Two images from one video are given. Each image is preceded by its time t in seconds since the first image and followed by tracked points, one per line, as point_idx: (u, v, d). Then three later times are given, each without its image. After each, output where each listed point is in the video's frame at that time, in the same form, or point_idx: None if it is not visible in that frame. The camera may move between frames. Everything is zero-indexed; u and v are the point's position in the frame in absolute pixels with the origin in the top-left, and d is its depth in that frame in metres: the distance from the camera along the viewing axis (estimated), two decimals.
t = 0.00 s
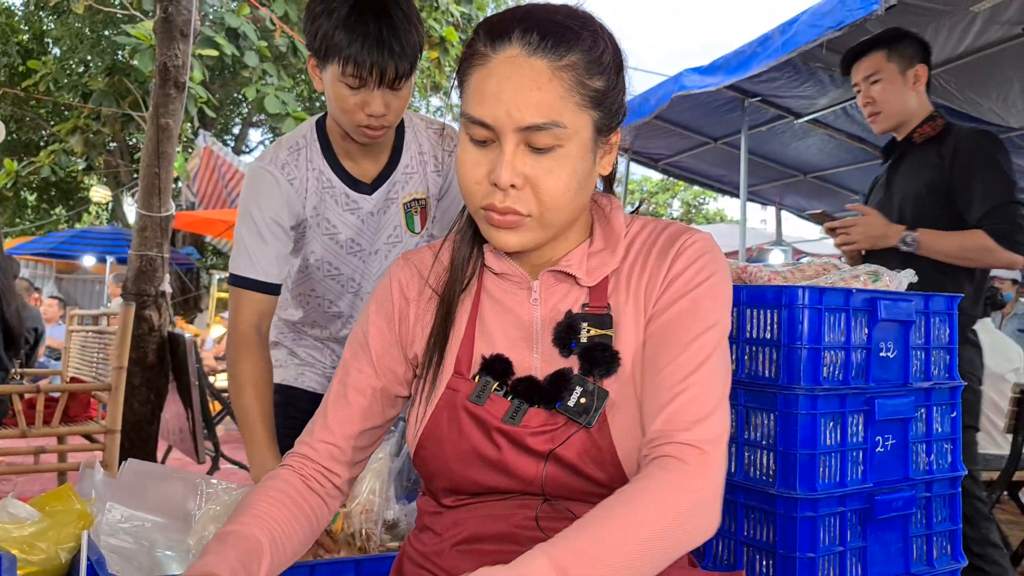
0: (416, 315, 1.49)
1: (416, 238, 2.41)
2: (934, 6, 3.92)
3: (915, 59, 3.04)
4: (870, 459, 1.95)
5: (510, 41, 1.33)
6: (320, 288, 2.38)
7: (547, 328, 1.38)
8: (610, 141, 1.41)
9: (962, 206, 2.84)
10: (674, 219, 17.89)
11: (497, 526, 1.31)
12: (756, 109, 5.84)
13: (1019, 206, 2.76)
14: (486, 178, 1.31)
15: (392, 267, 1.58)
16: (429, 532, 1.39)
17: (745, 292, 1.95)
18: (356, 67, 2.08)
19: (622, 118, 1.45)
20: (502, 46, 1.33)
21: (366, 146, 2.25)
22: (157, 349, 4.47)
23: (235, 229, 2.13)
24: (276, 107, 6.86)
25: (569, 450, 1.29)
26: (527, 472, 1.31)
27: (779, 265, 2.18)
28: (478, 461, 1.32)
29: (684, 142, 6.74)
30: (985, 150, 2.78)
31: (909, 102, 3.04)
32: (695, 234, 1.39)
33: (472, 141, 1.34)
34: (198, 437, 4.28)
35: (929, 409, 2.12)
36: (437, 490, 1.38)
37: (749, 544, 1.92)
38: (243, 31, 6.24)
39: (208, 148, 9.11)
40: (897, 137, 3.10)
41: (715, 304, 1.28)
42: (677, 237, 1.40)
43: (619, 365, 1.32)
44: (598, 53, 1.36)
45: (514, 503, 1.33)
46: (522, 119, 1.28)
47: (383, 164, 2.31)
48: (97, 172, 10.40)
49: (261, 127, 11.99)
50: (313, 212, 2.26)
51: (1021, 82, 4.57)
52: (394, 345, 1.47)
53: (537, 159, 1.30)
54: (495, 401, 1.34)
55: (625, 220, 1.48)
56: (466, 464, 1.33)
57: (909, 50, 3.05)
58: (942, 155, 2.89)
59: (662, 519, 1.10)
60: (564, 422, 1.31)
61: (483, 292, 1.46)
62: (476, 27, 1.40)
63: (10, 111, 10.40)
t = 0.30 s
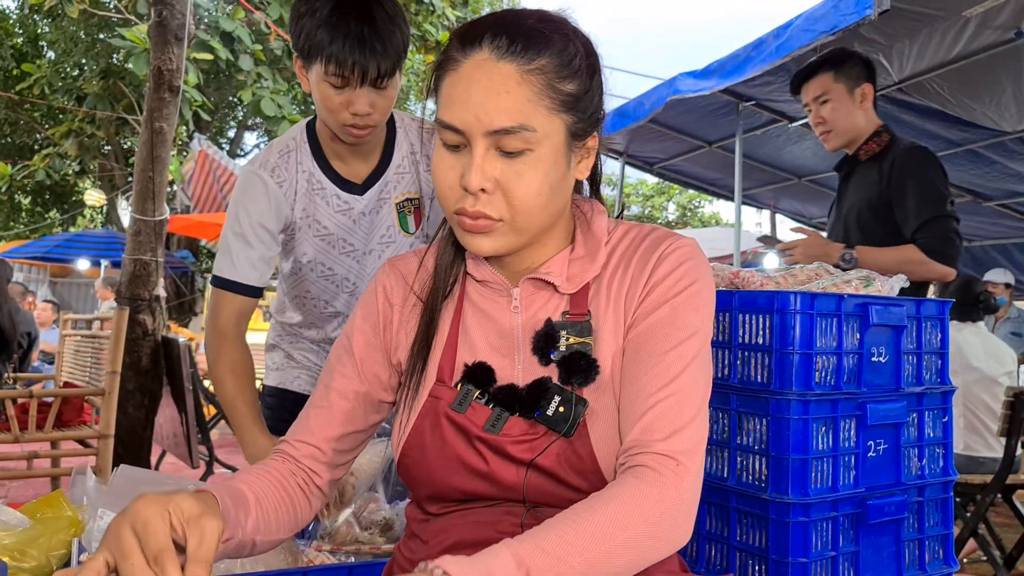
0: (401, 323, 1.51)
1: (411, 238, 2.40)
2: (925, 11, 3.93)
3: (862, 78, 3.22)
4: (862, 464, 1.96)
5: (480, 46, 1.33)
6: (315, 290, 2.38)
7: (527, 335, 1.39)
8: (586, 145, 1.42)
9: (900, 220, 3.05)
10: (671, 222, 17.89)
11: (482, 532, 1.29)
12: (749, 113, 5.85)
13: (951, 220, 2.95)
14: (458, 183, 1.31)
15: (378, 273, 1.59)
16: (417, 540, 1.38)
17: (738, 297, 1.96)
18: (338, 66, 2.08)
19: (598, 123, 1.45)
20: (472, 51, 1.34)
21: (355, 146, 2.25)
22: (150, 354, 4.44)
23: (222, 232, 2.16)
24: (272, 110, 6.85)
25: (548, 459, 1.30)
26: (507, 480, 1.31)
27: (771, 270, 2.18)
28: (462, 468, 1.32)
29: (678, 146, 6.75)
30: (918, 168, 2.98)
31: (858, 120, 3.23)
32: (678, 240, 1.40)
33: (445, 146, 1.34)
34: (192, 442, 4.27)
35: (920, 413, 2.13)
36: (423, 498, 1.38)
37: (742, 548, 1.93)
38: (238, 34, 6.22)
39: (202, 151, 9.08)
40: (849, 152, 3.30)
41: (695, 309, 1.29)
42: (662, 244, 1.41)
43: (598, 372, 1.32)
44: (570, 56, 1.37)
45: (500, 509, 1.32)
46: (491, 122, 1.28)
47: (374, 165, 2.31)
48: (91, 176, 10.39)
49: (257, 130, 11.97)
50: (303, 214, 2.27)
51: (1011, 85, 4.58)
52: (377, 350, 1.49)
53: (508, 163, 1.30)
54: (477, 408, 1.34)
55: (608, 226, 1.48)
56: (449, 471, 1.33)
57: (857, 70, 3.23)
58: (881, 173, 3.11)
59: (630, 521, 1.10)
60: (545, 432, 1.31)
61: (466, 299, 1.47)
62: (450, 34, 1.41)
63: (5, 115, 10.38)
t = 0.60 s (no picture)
0: (397, 326, 1.51)
1: (413, 232, 2.34)
2: (923, 14, 3.93)
3: (831, 86, 3.25)
4: (861, 466, 1.96)
5: (467, 49, 1.34)
6: (315, 281, 2.37)
7: (526, 339, 1.39)
8: (578, 146, 1.42)
9: (877, 224, 3.03)
10: (669, 225, 17.89)
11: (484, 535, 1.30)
12: (747, 115, 5.86)
13: (926, 222, 2.93)
14: (447, 187, 1.32)
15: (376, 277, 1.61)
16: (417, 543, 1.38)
17: (737, 299, 1.96)
18: (336, 50, 2.10)
19: (591, 124, 1.45)
20: (458, 56, 1.34)
21: (357, 134, 2.28)
22: (149, 358, 4.48)
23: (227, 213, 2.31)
24: (271, 114, 6.84)
25: (548, 463, 1.30)
26: (509, 483, 1.31)
27: (769, 272, 2.18)
28: (461, 472, 1.32)
29: (676, 149, 6.76)
30: (889, 172, 2.97)
31: (829, 127, 3.25)
32: (678, 244, 1.41)
33: (436, 150, 1.34)
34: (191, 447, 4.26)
35: (920, 415, 2.13)
36: (422, 501, 1.38)
37: (741, 551, 1.93)
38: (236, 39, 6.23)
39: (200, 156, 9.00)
40: (821, 158, 3.31)
41: (700, 314, 1.28)
42: (661, 247, 1.41)
43: (597, 378, 1.32)
44: (559, 55, 1.37)
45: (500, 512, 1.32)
46: (478, 125, 1.28)
47: (376, 154, 2.33)
48: (89, 181, 10.38)
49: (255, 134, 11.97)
50: (301, 199, 2.30)
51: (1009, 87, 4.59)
52: (373, 353, 1.50)
53: (496, 165, 1.30)
54: (476, 412, 1.34)
55: (605, 230, 1.49)
56: (448, 474, 1.33)
57: (825, 78, 3.25)
58: (855, 179, 3.11)
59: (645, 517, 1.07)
60: (543, 436, 1.31)
61: (464, 303, 1.48)
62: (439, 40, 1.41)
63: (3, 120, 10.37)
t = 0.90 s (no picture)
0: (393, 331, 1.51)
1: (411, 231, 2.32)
2: (921, 13, 3.89)
3: (816, 87, 3.24)
4: (862, 466, 1.96)
5: (458, 43, 1.36)
6: (317, 277, 2.36)
7: (528, 342, 1.40)
8: (565, 148, 1.39)
9: (861, 226, 3.03)
10: (668, 226, 17.89)
11: (487, 536, 1.30)
12: (746, 116, 5.86)
13: (909, 222, 2.92)
14: (424, 174, 1.32)
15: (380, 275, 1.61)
16: (419, 544, 1.38)
17: (737, 299, 1.96)
18: (334, 43, 2.10)
19: (581, 127, 1.44)
20: (448, 49, 1.36)
21: (358, 130, 2.28)
22: (149, 360, 4.47)
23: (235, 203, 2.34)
24: (270, 116, 6.85)
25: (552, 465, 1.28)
26: (511, 484, 1.30)
27: (769, 272, 2.17)
28: (465, 473, 1.31)
29: (676, 149, 6.76)
30: (872, 173, 2.97)
31: (814, 128, 3.24)
32: (685, 246, 1.40)
33: (421, 139, 1.34)
34: (192, 448, 4.25)
35: (920, 414, 2.13)
36: (425, 503, 1.38)
37: (743, 551, 1.92)
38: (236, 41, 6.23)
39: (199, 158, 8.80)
40: (806, 159, 3.30)
41: (709, 317, 1.28)
42: (667, 248, 1.40)
43: (601, 378, 1.33)
44: (550, 53, 1.37)
45: (502, 513, 1.31)
46: (456, 113, 1.29)
47: (377, 152, 2.33)
48: (88, 184, 10.40)
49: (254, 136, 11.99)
50: (302, 193, 2.31)
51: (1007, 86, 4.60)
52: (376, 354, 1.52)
53: (474, 154, 1.30)
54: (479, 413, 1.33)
55: (607, 231, 1.49)
56: (451, 476, 1.32)
57: (811, 78, 3.24)
58: (838, 180, 3.11)
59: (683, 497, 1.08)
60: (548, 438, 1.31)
61: (466, 303, 1.49)
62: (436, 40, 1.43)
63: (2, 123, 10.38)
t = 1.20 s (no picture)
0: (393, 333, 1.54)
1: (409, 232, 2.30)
2: (919, 13, 3.89)
3: (801, 84, 3.26)
4: (862, 465, 1.96)
5: (450, 41, 1.37)
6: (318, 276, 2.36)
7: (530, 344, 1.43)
8: (549, 150, 1.37)
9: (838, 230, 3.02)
10: (667, 226, 17.87)
11: (486, 534, 1.29)
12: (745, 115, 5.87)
13: (884, 229, 2.90)
14: (402, 162, 1.32)
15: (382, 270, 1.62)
16: (420, 543, 1.38)
17: (737, 298, 1.95)
18: (328, 44, 2.10)
19: (572, 133, 1.43)
20: (445, 44, 1.37)
21: (358, 132, 2.27)
22: (148, 360, 4.46)
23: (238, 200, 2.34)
24: (269, 115, 6.85)
25: (550, 462, 1.28)
26: (508, 481, 1.29)
27: (769, 272, 2.17)
28: (463, 466, 1.31)
29: (674, 149, 6.76)
30: (853, 176, 2.96)
31: (797, 124, 3.24)
32: (683, 244, 1.41)
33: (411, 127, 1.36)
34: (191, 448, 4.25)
35: (920, 413, 2.13)
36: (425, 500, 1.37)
37: (743, 551, 1.92)
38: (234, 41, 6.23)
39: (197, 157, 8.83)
40: (786, 157, 3.29)
41: (709, 315, 1.28)
42: (665, 246, 1.40)
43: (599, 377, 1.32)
44: (537, 58, 1.36)
45: (501, 511, 1.31)
46: (435, 98, 1.31)
47: (378, 154, 2.33)
48: (87, 184, 10.39)
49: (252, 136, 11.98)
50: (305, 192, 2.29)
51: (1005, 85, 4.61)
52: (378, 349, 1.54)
53: (449, 143, 1.30)
54: (479, 408, 1.33)
55: (606, 231, 1.48)
56: (449, 469, 1.32)
57: (796, 75, 3.25)
58: (815, 183, 3.10)
59: (692, 476, 1.14)
60: (545, 437, 1.30)
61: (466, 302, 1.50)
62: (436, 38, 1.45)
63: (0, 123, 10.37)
